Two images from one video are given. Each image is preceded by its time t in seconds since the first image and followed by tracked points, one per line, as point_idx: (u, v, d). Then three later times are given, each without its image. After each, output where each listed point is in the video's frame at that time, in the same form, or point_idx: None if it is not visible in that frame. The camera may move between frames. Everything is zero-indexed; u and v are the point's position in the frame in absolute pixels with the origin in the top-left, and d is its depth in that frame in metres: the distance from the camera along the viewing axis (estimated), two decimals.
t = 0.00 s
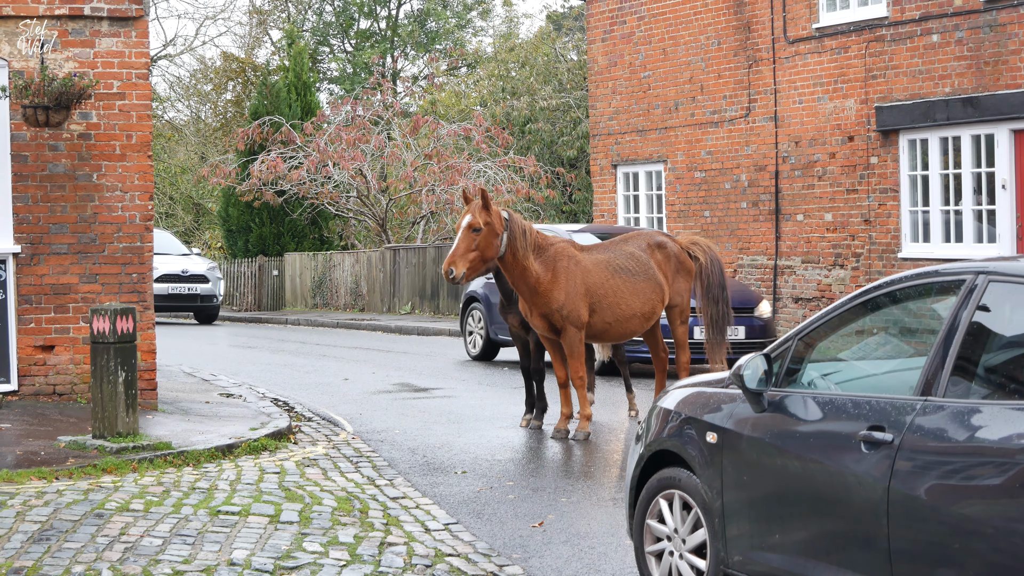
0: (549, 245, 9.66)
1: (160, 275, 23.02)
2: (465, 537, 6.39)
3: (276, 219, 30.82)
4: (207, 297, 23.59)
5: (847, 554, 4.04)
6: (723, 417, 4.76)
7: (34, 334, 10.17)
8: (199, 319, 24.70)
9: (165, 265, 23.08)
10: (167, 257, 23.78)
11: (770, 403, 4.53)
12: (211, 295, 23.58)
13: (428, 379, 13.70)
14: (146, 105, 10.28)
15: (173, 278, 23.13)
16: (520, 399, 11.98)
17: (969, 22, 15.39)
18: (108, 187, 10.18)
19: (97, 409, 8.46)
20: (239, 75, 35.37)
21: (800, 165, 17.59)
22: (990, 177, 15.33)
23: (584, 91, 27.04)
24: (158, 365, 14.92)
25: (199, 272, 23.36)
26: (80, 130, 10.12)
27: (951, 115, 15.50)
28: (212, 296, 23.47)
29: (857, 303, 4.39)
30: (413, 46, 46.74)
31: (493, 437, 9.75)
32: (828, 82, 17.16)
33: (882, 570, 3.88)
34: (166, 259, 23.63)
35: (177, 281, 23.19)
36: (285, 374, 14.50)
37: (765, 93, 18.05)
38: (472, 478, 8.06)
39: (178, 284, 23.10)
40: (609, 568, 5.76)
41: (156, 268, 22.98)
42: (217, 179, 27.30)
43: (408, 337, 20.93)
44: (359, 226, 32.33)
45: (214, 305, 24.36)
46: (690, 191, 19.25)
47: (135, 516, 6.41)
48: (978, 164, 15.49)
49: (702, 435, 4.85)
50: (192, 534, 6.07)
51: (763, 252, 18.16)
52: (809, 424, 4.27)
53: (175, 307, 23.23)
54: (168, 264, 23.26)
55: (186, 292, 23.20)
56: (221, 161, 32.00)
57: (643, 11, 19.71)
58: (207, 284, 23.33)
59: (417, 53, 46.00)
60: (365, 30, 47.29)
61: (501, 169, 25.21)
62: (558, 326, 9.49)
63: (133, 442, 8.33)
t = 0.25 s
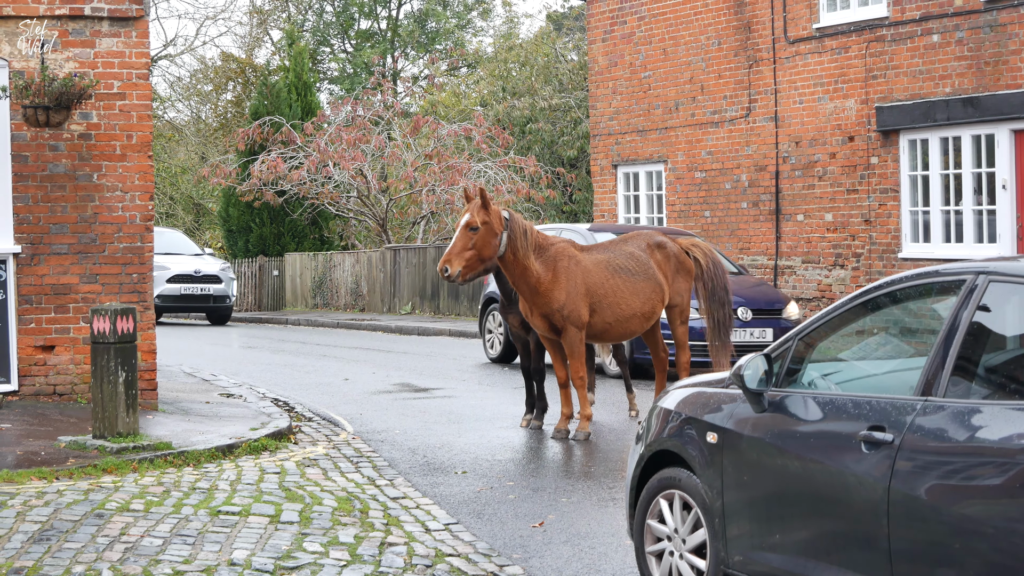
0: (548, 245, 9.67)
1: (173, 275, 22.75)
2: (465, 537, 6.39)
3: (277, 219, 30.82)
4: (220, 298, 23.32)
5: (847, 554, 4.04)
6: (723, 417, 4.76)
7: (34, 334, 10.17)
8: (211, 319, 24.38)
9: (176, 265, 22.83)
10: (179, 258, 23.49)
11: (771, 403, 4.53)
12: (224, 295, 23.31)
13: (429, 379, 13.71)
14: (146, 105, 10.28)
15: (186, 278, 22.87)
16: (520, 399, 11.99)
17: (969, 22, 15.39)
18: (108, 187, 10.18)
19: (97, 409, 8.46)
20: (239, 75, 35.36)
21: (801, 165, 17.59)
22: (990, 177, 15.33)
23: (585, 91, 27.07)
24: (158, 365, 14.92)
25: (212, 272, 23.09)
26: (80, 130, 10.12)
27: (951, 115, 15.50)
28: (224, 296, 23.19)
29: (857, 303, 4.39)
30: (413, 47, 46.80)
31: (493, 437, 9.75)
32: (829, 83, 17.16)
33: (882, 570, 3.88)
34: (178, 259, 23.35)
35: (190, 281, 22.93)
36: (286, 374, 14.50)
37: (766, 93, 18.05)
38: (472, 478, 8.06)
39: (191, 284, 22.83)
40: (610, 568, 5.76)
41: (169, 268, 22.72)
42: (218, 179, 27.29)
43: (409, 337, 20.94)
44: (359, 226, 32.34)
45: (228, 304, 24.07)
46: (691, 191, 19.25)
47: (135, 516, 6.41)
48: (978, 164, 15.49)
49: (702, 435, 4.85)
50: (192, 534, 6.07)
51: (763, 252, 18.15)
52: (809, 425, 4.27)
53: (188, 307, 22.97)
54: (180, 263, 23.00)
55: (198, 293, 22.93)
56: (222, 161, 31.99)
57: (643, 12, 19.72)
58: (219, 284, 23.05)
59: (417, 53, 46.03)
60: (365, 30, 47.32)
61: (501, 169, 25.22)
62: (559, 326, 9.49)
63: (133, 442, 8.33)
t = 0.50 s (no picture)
0: (547, 244, 9.67)
1: (186, 275, 22.19)
2: (465, 537, 6.39)
3: (277, 219, 30.82)
4: (233, 298, 22.80)
5: (847, 554, 4.04)
6: (724, 417, 4.75)
7: (34, 334, 10.17)
8: (222, 319, 23.91)
9: (191, 266, 22.25)
10: (192, 257, 22.91)
11: (771, 403, 4.53)
12: (238, 296, 22.78)
13: (430, 379, 13.71)
14: (146, 105, 10.28)
15: (199, 279, 22.32)
16: (521, 399, 11.98)
17: (970, 22, 15.39)
18: (108, 187, 10.18)
19: (97, 409, 8.46)
20: (239, 75, 35.35)
21: (801, 165, 17.59)
22: (990, 177, 15.32)
23: (585, 91, 27.10)
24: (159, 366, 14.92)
25: (227, 273, 22.56)
26: (80, 130, 10.12)
27: (951, 115, 15.48)
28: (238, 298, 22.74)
29: (856, 302, 4.39)
30: (413, 47, 46.82)
31: (493, 437, 9.75)
32: (829, 82, 17.16)
33: (883, 570, 3.88)
34: (191, 259, 22.77)
35: (203, 282, 22.37)
36: (286, 374, 14.50)
37: (766, 93, 18.05)
38: (472, 478, 8.06)
39: (204, 286, 22.27)
40: (610, 568, 5.76)
41: (182, 268, 22.12)
42: (217, 179, 27.28)
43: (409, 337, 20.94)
44: (359, 226, 32.34)
45: (241, 303, 23.52)
46: (691, 191, 19.25)
47: (135, 516, 6.41)
48: (978, 164, 15.49)
49: (702, 435, 4.85)
50: (192, 534, 6.07)
51: (763, 252, 18.15)
52: (809, 425, 4.27)
53: (200, 309, 22.45)
54: (193, 263, 22.42)
55: (212, 294, 22.39)
56: (222, 161, 31.97)
57: (643, 12, 19.71)
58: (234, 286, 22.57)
59: (417, 54, 46.05)
60: (365, 30, 47.34)
61: (501, 169, 25.23)
62: (559, 326, 9.49)
63: (134, 442, 8.33)
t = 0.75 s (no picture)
0: (546, 244, 9.67)
1: (199, 275, 21.99)
2: (466, 537, 6.39)
3: (277, 219, 30.82)
4: (247, 299, 22.54)
5: (848, 554, 4.04)
6: (725, 417, 4.75)
7: (34, 334, 10.17)
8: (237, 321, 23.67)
9: (204, 265, 22.04)
10: (204, 257, 22.71)
11: (772, 402, 4.53)
12: (251, 296, 22.53)
13: (430, 380, 13.71)
14: (146, 105, 10.28)
15: (212, 279, 22.12)
16: (521, 400, 11.98)
17: (970, 22, 15.39)
18: (108, 187, 10.18)
19: (97, 409, 8.45)
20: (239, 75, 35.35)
21: (801, 165, 17.59)
22: (990, 177, 15.33)
23: (585, 91, 27.12)
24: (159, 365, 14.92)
25: (240, 273, 22.34)
26: (80, 130, 10.12)
27: (951, 115, 15.48)
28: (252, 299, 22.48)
29: (858, 302, 4.39)
30: (413, 47, 46.86)
31: (493, 437, 9.75)
32: (829, 82, 17.17)
33: (884, 569, 3.88)
34: (204, 258, 22.57)
35: (216, 282, 22.17)
36: (286, 374, 14.50)
37: (766, 93, 18.05)
38: (473, 478, 8.06)
39: (217, 285, 22.07)
40: (610, 568, 5.76)
41: (195, 268, 21.92)
42: (218, 179, 27.26)
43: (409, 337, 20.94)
44: (359, 226, 32.35)
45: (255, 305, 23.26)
46: (691, 192, 19.25)
47: (135, 515, 6.41)
48: (978, 164, 15.49)
49: (703, 435, 4.85)
50: (193, 534, 6.07)
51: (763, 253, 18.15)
52: (811, 425, 4.27)
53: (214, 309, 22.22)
54: (207, 263, 22.22)
55: (225, 294, 22.17)
56: (222, 161, 31.96)
57: (643, 12, 19.71)
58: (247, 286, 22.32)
59: (417, 54, 46.06)
60: (365, 30, 47.35)
61: (501, 169, 25.24)
62: (559, 326, 9.49)
63: (134, 442, 8.33)
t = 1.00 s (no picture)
0: (546, 244, 9.67)
1: (213, 276, 21.70)
2: (466, 537, 6.39)
3: (277, 219, 30.82)
4: (261, 300, 22.24)
5: (850, 554, 4.04)
6: (727, 417, 4.75)
7: (34, 334, 10.17)
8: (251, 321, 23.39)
9: (217, 266, 21.77)
10: (218, 257, 22.43)
11: (774, 403, 4.53)
12: (266, 297, 22.22)
13: (430, 380, 13.71)
14: (146, 105, 10.28)
15: (226, 279, 21.83)
16: (521, 400, 11.98)
17: (970, 22, 15.39)
18: (109, 187, 10.18)
19: (97, 409, 8.45)
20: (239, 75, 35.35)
21: (801, 165, 17.59)
22: (990, 177, 15.32)
23: (585, 91, 27.13)
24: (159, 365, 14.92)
25: (254, 273, 22.04)
26: (80, 130, 10.12)
27: (951, 115, 15.47)
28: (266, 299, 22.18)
29: (860, 302, 4.40)
30: (413, 47, 46.81)
31: (493, 437, 9.75)
32: (829, 82, 17.16)
33: (886, 570, 3.88)
34: (217, 259, 22.29)
35: (231, 283, 21.88)
36: (286, 374, 14.50)
37: (766, 93, 18.05)
38: (473, 478, 8.06)
39: (231, 286, 21.78)
40: (611, 568, 5.76)
41: (209, 268, 21.65)
42: (218, 179, 27.24)
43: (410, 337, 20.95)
44: (359, 226, 32.34)
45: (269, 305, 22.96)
46: (691, 192, 19.25)
47: (135, 515, 6.41)
48: (978, 164, 15.48)
49: (705, 436, 4.85)
50: (193, 534, 6.07)
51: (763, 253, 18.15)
52: (813, 425, 4.27)
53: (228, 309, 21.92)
54: (221, 264, 21.93)
55: (240, 295, 21.86)
56: (222, 161, 31.95)
57: (643, 11, 19.70)
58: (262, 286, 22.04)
59: (418, 54, 46.07)
60: (365, 30, 47.36)
61: (501, 169, 25.25)
62: (559, 326, 9.49)
63: (134, 442, 8.33)
